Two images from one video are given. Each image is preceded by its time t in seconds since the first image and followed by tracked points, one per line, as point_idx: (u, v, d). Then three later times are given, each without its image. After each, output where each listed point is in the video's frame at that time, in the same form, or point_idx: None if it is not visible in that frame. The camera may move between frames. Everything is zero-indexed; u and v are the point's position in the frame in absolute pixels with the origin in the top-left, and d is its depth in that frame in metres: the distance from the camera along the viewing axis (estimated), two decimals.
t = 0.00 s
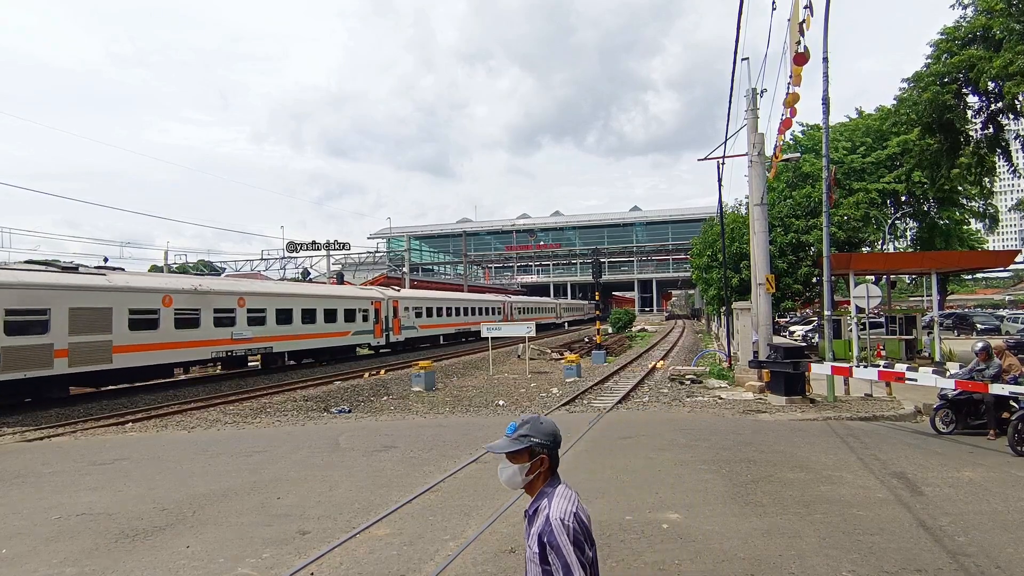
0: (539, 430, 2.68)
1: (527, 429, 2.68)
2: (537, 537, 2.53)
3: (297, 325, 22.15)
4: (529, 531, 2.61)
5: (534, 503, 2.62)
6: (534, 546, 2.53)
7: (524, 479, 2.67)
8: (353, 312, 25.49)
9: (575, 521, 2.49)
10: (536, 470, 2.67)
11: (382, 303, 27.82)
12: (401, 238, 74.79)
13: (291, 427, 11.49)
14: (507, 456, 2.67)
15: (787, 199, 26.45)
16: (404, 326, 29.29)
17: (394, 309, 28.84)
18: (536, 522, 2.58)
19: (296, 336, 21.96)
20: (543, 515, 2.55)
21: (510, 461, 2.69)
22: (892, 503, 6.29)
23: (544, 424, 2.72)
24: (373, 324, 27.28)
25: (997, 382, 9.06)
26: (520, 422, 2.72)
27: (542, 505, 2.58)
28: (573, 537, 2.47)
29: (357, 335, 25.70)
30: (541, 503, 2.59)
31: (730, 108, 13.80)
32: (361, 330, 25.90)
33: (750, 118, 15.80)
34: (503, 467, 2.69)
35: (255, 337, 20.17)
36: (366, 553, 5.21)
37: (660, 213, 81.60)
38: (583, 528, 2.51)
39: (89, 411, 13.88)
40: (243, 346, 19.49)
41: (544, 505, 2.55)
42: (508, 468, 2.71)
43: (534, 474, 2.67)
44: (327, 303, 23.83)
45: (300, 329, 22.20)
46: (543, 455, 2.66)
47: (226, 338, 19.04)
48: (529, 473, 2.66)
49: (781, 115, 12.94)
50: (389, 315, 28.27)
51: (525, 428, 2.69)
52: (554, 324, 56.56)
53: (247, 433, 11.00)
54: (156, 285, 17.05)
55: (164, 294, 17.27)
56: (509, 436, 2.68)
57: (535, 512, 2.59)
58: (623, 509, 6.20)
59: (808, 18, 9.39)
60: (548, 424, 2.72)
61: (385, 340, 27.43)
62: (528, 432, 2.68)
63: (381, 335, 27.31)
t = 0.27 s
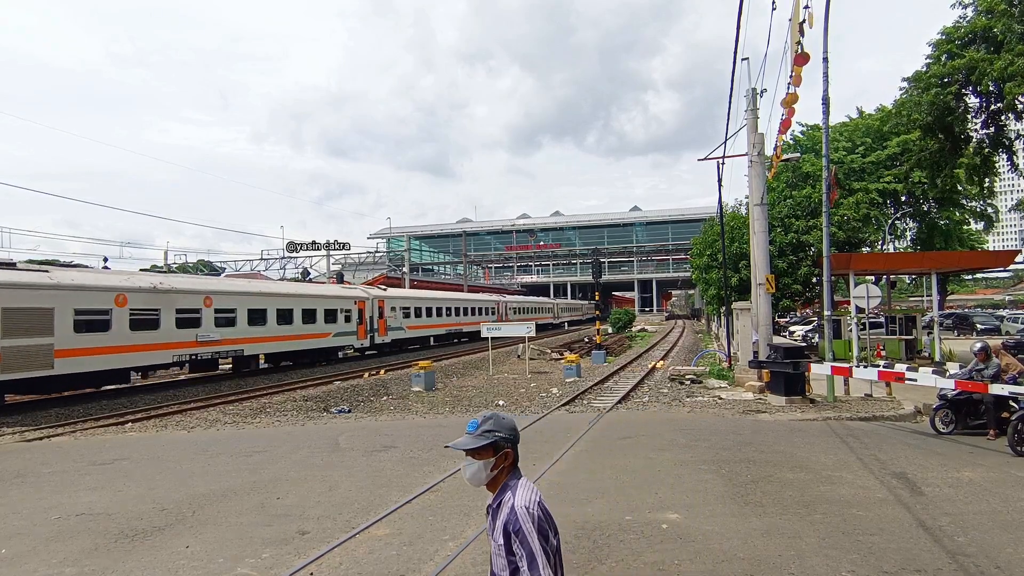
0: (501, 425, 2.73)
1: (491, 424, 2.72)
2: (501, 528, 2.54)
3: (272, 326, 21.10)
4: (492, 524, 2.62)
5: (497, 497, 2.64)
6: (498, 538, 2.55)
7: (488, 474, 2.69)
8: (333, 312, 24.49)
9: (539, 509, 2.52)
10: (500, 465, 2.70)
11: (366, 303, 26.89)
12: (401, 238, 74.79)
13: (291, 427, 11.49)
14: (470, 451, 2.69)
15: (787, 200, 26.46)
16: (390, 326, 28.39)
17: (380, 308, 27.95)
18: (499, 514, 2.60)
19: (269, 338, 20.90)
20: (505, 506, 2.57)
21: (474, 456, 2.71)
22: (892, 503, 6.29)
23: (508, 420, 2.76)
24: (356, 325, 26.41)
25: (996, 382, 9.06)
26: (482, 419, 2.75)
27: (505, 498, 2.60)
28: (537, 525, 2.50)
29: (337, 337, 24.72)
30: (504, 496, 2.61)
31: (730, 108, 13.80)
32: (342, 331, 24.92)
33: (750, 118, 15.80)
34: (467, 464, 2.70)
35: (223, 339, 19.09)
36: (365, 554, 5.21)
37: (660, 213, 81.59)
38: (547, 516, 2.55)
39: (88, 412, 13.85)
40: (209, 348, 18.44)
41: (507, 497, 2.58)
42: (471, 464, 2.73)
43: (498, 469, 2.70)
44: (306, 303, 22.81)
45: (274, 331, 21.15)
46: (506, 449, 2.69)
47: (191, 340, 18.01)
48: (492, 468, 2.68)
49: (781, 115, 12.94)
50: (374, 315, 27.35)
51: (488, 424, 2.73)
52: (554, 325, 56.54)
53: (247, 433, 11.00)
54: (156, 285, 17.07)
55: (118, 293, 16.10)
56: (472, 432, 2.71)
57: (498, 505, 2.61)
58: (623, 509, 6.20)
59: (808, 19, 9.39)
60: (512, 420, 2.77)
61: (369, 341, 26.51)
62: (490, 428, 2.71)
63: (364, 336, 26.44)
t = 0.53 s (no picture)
0: (462, 430, 2.67)
1: (451, 430, 2.66)
2: (463, 535, 2.54)
3: (241, 327, 19.81)
4: (454, 531, 2.60)
5: (458, 504, 2.62)
6: (461, 546, 2.54)
7: (449, 481, 2.65)
8: (311, 313, 23.20)
9: (501, 518, 2.52)
10: (462, 471, 2.66)
11: (348, 303, 25.72)
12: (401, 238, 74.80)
13: (290, 427, 11.50)
14: (431, 458, 2.64)
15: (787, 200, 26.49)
16: (373, 327, 27.15)
17: (363, 308, 26.74)
18: (461, 521, 2.58)
19: (237, 340, 19.60)
20: (467, 513, 2.56)
21: (435, 463, 2.66)
22: (890, 503, 6.30)
23: (470, 424, 2.71)
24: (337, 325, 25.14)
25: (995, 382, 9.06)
26: (443, 424, 2.70)
27: (467, 505, 2.58)
28: (499, 534, 2.51)
29: (317, 338, 23.44)
30: (466, 503, 2.60)
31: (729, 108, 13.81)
32: (321, 331, 23.65)
33: (749, 118, 15.81)
34: (428, 471, 2.66)
35: (185, 342, 17.84)
36: (364, 554, 5.21)
37: (660, 213, 81.62)
38: (509, 524, 2.55)
39: (87, 411, 13.84)
40: (169, 352, 17.19)
41: (468, 504, 2.56)
42: (431, 470, 2.68)
43: (461, 475, 2.66)
44: (280, 302, 21.54)
45: (243, 332, 19.86)
46: (467, 455, 2.65)
47: (149, 343, 16.76)
48: (454, 474, 2.64)
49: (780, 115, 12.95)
50: (357, 316, 26.19)
51: (449, 430, 2.67)
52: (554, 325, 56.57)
53: (246, 433, 11.01)
54: (155, 285, 17.07)
55: (62, 292, 14.80)
56: (432, 439, 2.65)
57: (459, 511, 2.59)
58: (621, 509, 6.21)
59: (808, 19, 9.39)
60: (473, 425, 2.72)
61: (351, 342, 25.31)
62: (452, 433, 2.66)
63: (346, 338, 25.20)
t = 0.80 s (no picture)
0: (426, 436, 2.57)
1: (414, 435, 2.57)
2: (419, 549, 2.40)
3: (206, 328, 18.46)
4: (412, 544, 2.47)
5: (417, 515, 2.50)
6: (415, 560, 2.41)
7: (410, 489, 2.53)
8: (286, 313, 21.76)
9: (457, 532, 2.37)
10: (423, 480, 2.54)
11: (328, 303, 24.29)
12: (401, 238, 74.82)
13: (290, 427, 11.51)
14: (391, 464, 2.54)
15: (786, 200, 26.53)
16: (355, 328, 25.68)
17: (344, 309, 25.27)
18: (418, 534, 2.46)
19: (200, 342, 18.21)
20: (425, 525, 2.43)
21: (395, 470, 2.55)
22: (889, 503, 6.30)
23: (435, 431, 2.61)
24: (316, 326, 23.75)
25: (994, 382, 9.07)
26: (406, 430, 2.60)
27: (425, 516, 2.46)
28: (454, 549, 2.35)
29: (293, 340, 22.01)
30: (424, 513, 2.47)
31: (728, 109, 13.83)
32: (298, 333, 22.22)
33: (748, 119, 15.82)
34: (387, 477, 2.54)
35: (141, 344, 16.47)
36: (364, 554, 5.22)
37: (660, 213, 81.64)
38: (467, 540, 2.39)
39: (87, 412, 13.84)
40: (121, 356, 15.80)
41: (427, 515, 2.44)
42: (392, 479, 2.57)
43: (422, 484, 2.54)
44: (251, 301, 20.20)
45: (209, 334, 18.51)
46: (430, 462, 2.54)
47: (97, 346, 15.36)
48: (415, 482, 2.53)
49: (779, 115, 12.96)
50: (337, 317, 24.76)
51: (411, 435, 2.58)
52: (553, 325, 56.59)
53: (246, 433, 11.02)
54: (155, 285, 17.06)
55: None
56: (393, 444, 2.56)
57: (418, 523, 2.47)
58: (620, 509, 6.22)
59: (807, 20, 9.40)
60: (438, 432, 2.61)
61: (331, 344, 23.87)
62: (414, 439, 2.56)
63: (325, 340, 23.72)
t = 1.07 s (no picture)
0: (394, 440, 2.51)
1: (381, 439, 2.50)
2: (385, 556, 2.37)
3: (169, 330, 17.23)
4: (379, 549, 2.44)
5: (385, 519, 2.46)
6: (382, 567, 2.38)
7: (379, 494, 2.49)
8: (259, 314, 20.53)
9: (422, 542, 2.34)
10: (390, 484, 2.49)
11: (308, 303, 23.16)
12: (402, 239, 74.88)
13: (291, 427, 11.55)
14: (358, 471, 2.47)
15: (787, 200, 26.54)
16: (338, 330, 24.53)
17: (326, 310, 24.14)
18: (385, 541, 2.42)
19: (161, 345, 16.97)
20: (392, 532, 2.39)
21: (363, 475, 2.50)
22: (890, 503, 6.30)
23: (402, 434, 2.53)
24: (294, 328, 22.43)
25: (995, 382, 9.05)
26: (373, 432, 2.52)
27: (393, 523, 2.42)
28: (418, 559, 2.32)
29: (268, 342, 20.81)
30: (392, 520, 2.44)
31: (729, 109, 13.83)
32: (275, 334, 21.00)
33: (750, 119, 15.81)
34: (355, 483, 2.49)
35: (90, 348, 15.22)
36: (366, 554, 5.23)
37: (661, 213, 81.61)
38: (432, 549, 2.35)
39: (89, 412, 13.87)
40: (65, 362, 14.53)
41: (394, 523, 2.40)
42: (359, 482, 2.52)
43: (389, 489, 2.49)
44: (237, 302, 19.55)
45: (172, 337, 17.29)
46: (399, 466, 2.49)
47: (70, 349, 14.75)
48: (383, 487, 2.49)
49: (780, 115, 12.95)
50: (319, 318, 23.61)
51: (379, 439, 2.51)
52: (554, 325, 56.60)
53: (247, 433, 11.06)
54: (156, 286, 17.10)
55: None
56: (359, 449, 2.48)
57: (386, 528, 2.43)
58: (622, 510, 6.21)
59: (809, 20, 9.40)
60: (406, 435, 2.54)
61: (311, 346, 22.71)
62: (383, 443, 2.49)
63: (305, 341, 22.56)
